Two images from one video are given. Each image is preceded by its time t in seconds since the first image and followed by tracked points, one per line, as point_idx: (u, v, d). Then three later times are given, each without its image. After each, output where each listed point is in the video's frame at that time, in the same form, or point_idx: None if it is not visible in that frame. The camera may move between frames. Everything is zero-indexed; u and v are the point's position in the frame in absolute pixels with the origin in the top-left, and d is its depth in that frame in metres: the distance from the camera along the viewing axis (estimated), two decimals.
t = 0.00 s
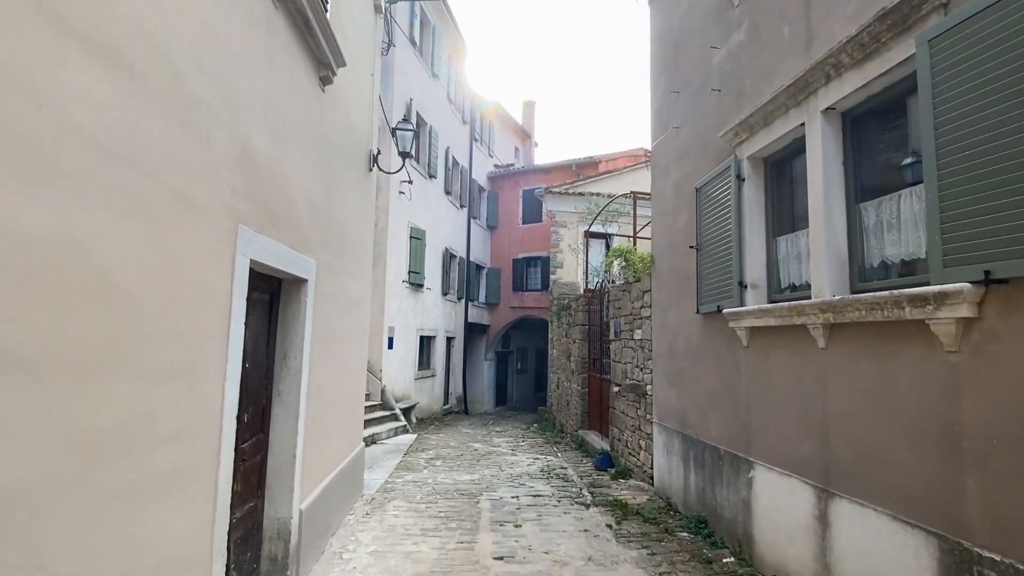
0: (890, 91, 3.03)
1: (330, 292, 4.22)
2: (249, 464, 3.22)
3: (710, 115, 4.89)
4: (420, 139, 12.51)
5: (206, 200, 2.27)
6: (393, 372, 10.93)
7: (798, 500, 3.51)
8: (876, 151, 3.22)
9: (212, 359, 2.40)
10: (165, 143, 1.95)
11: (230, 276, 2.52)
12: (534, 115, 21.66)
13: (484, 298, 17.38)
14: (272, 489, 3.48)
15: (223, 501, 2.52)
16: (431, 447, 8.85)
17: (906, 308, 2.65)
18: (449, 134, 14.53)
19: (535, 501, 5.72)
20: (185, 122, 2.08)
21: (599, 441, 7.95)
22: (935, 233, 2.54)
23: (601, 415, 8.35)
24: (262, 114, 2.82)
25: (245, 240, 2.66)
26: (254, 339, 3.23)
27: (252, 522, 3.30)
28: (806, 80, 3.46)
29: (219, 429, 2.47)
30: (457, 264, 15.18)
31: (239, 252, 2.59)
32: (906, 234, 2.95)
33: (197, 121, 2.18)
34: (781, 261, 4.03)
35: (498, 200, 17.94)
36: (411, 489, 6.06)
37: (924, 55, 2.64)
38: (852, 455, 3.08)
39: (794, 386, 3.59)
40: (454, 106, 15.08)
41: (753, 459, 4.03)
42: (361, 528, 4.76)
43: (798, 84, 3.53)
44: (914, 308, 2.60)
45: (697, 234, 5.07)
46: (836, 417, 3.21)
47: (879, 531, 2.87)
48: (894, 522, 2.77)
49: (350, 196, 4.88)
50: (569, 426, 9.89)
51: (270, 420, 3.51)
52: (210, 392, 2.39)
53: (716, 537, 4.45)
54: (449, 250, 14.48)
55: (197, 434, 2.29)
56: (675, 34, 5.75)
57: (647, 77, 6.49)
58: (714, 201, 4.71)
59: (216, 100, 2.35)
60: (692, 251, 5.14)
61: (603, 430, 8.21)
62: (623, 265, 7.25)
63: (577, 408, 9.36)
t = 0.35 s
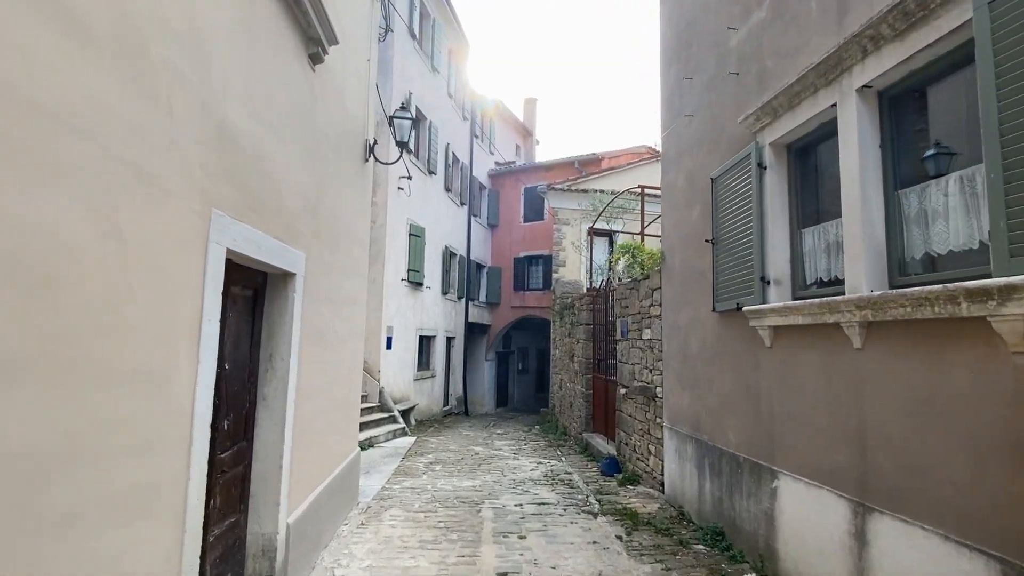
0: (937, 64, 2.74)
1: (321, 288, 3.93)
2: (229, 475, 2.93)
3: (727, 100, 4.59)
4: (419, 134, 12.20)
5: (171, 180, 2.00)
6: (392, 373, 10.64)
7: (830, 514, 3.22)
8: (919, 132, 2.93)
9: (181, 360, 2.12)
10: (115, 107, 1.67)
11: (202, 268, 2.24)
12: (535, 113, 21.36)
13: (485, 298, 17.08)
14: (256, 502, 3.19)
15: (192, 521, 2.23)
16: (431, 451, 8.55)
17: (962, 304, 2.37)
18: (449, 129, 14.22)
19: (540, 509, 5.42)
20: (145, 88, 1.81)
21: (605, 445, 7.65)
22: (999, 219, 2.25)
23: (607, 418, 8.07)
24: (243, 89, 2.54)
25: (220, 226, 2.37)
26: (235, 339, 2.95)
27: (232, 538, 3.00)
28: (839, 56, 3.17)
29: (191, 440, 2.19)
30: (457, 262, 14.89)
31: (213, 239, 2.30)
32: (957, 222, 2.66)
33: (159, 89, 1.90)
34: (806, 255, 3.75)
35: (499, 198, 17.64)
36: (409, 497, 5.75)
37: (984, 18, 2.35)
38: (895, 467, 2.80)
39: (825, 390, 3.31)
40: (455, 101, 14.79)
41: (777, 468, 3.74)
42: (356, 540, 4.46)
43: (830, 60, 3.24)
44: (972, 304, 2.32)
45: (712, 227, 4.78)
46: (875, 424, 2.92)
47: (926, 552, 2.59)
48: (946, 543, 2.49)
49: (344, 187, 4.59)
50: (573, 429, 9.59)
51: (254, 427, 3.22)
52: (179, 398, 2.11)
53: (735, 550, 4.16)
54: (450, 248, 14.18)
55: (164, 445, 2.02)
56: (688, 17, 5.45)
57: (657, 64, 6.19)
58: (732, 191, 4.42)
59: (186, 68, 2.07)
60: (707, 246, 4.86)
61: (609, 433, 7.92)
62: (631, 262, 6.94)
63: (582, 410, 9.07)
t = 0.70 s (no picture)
0: (982, 38, 2.49)
1: (310, 286, 3.68)
2: (204, 489, 2.68)
3: (740, 87, 4.34)
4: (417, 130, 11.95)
5: (127, 160, 1.76)
6: (390, 374, 10.40)
7: (858, 529, 2.97)
8: (958, 114, 2.68)
9: (140, 364, 1.87)
10: (42, 68, 1.42)
11: (167, 260, 1.99)
12: (536, 110, 21.09)
13: (485, 297, 16.83)
14: (235, 517, 2.94)
15: (155, 546, 1.97)
16: (429, 455, 8.29)
17: (1017, 301, 2.11)
18: (448, 126, 13.96)
19: (543, 518, 5.17)
20: (83, 49, 1.55)
21: (609, 449, 7.41)
22: None
23: (610, 421, 7.82)
24: (214, 62, 2.29)
25: (189, 214, 2.12)
26: (211, 340, 2.70)
27: (209, 557, 2.76)
28: (869, 32, 2.92)
29: (153, 454, 1.95)
30: (457, 262, 14.64)
31: (180, 228, 2.05)
32: (1005, 212, 2.41)
33: (110, 54, 1.66)
34: (829, 250, 3.50)
35: (499, 196, 17.38)
36: (406, 505, 5.50)
37: None
38: (935, 481, 2.55)
39: (853, 395, 3.06)
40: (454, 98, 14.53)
41: (797, 478, 3.49)
42: (347, 553, 4.21)
43: (859, 38, 2.99)
44: None
45: (724, 222, 4.53)
46: (912, 433, 2.67)
47: None
48: (995, 567, 2.23)
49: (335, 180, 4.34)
50: (575, 432, 9.36)
51: (235, 435, 2.98)
52: (138, 407, 1.86)
53: (750, 565, 3.92)
54: (449, 247, 13.92)
55: (119, 461, 1.76)
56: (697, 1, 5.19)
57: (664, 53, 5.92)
58: (746, 183, 4.17)
59: (143, 32, 1.82)
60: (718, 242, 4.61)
61: (613, 437, 7.68)
62: (636, 260, 6.67)
63: (584, 413, 8.82)
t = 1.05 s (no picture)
0: None
1: (287, 279, 3.42)
2: (162, 502, 2.43)
3: (748, 69, 4.08)
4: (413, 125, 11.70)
5: (42, 124, 1.50)
6: (384, 375, 10.15)
7: (882, 544, 2.71)
8: (996, 85, 2.42)
9: (64, 362, 1.61)
10: None
11: (100, 244, 1.73)
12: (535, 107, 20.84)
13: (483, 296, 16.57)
14: (200, 531, 2.69)
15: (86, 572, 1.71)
16: (424, 458, 8.03)
17: None
18: (445, 121, 13.71)
19: (540, 526, 4.91)
20: None
21: (609, 452, 7.15)
22: None
23: (611, 423, 7.56)
24: (162, 24, 2.03)
25: (130, 192, 1.86)
26: (169, 337, 2.44)
27: None
28: None
29: (83, 467, 1.69)
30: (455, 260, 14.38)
31: (116, 207, 1.79)
32: None
33: None
34: (846, 240, 3.24)
35: (497, 194, 17.13)
36: (396, 512, 5.24)
37: None
38: (972, 493, 2.28)
39: (877, 396, 2.80)
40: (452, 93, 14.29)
41: (812, 487, 3.24)
42: (331, 565, 3.95)
43: (882, 5, 2.72)
44: None
45: (731, 212, 4.27)
46: (945, 440, 2.41)
47: None
48: None
49: (317, 168, 4.09)
50: (575, 434, 9.10)
51: (199, 441, 2.72)
52: (62, 412, 1.60)
53: None
54: (446, 245, 13.67)
55: (34, 476, 1.51)
56: None
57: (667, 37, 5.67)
58: (755, 170, 3.90)
59: None
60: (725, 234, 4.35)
61: (614, 439, 7.42)
62: (638, 255, 6.40)
63: (584, 414, 8.57)
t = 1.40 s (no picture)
0: None
1: (264, 278, 3.16)
2: (113, 527, 2.16)
3: (761, 52, 3.80)
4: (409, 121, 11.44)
5: None
6: (380, 377, 9.89)
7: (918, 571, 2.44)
8: None
9: None
10: None
11: (13, 235, 1.47)
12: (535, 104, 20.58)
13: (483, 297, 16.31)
14: (160, 557, 2.42)
15: None
16: (419, 463, 7.75)
17: None
18: (443, 117, 13.44)
19: (539, 539, 4.63)
20: None
21: (612, 458, 6.88)
22: None
23: (613, 428, 7.29)
24: None
25: (52, 172, 1.59)
26: (119, 341, 2.18)
27: None
28: None
29: None
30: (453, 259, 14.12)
31: (35, 190, 1.52)
32: None
33: None
34: (872, 234, 2.97)
35: (497, 192, 16.85)
36: (387, 524, 4.97)
37: None
38: None
39: (910, 407, 2.53)
40: (450, 88, 14.01)
41: (836, 505, 2.96)
42: None
43: None
44: None
45: (743, 206, 3.99)
46: (993, 458, 2.14)
47: None
48: None
49: (300, 159, 3.81)
50: (576, 438, 8.83)
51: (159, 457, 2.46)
52: None
53: None
54: (444, 243, 13.39)
55: None
56: None
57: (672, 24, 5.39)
58: (770, 160, 3.63)
59: None
60: (737, 230, 4.08)
61: (616, 444, 7.15)
62: (642, 253, 6.13)
63: (585, 418, 8.30)
